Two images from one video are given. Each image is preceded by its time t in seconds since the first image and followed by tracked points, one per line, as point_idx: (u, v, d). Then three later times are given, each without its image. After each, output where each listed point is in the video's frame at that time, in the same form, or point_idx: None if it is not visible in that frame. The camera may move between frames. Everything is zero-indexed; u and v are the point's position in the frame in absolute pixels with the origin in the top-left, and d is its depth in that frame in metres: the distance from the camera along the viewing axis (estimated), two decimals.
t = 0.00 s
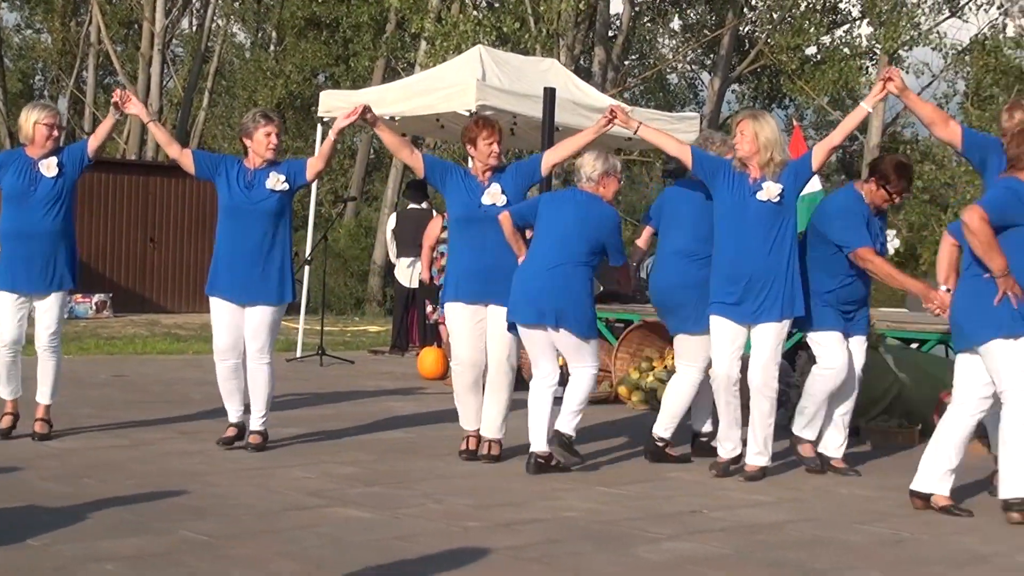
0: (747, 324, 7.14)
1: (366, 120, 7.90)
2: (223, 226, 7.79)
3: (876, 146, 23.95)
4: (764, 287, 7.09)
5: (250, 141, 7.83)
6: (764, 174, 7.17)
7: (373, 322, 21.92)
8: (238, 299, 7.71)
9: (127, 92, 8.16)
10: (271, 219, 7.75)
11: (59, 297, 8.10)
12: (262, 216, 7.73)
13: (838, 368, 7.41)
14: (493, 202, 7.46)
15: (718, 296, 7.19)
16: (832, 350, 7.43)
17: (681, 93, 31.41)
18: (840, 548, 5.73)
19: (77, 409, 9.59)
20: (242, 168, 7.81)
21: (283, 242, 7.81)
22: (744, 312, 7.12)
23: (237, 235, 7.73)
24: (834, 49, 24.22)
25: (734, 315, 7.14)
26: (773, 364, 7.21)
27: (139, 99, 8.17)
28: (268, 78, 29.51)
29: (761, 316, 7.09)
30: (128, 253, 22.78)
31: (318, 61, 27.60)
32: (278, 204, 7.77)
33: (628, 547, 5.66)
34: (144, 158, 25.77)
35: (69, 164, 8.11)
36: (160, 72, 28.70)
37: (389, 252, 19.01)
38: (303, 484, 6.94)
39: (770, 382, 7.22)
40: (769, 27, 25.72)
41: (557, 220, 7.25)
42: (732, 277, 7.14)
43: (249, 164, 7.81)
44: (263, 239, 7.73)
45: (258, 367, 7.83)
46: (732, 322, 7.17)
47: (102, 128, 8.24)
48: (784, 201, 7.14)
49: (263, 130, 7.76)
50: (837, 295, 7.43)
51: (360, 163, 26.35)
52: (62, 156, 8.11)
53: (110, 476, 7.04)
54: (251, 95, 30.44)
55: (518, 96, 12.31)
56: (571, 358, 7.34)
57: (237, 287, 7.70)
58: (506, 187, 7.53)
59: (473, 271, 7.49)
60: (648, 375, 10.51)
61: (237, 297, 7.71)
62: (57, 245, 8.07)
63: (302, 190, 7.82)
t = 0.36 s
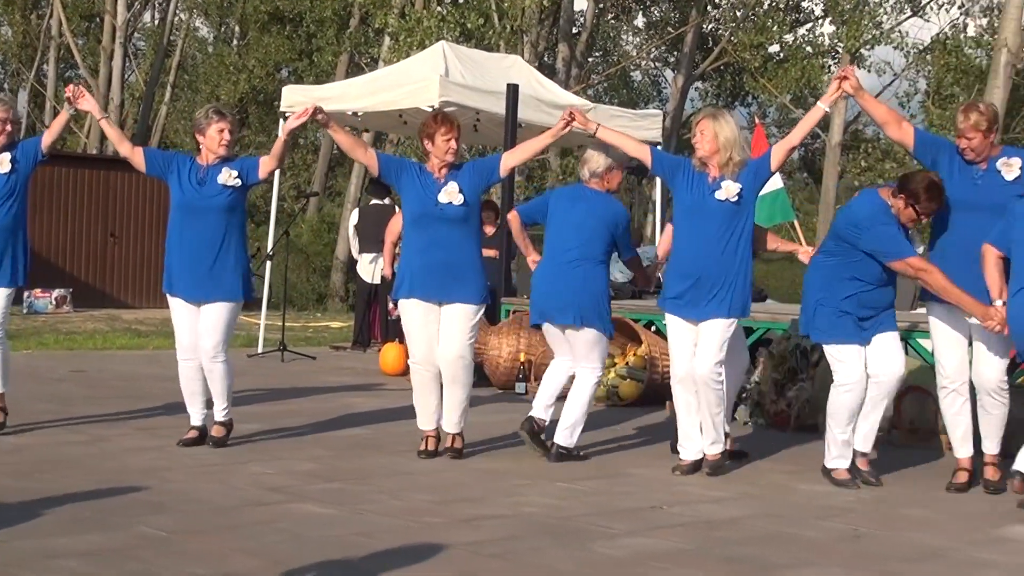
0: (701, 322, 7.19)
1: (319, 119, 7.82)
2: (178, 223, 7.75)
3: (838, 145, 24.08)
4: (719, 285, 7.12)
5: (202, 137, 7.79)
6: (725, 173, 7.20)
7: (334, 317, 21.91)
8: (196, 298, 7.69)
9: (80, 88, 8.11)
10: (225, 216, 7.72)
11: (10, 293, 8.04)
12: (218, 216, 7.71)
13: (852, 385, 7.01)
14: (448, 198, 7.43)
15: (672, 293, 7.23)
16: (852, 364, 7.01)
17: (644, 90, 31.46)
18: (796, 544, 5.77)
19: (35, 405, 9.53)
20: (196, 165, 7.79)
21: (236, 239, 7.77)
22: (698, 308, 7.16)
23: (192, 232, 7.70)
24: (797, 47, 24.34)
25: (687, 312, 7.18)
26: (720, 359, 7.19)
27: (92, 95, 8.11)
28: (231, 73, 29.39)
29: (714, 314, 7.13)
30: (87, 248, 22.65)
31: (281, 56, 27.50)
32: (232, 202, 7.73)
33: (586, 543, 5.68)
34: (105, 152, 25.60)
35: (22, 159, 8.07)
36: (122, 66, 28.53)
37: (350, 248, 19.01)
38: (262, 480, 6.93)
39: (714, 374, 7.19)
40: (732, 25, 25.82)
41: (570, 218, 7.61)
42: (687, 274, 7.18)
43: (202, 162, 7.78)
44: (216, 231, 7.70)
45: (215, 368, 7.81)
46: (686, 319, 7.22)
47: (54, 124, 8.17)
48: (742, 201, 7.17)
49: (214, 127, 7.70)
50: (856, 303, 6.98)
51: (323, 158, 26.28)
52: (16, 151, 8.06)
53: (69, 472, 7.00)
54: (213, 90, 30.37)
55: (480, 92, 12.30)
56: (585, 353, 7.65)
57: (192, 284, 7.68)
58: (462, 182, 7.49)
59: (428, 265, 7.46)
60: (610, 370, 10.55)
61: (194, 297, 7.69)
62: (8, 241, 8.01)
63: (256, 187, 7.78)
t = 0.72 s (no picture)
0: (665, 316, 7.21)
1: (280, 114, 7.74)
2: (139, 218, 7.71)
3: (797, 140, 24.18)
4: (680, 280, 7.15)
5: (166, 132, 7.76)
6: (684, 169, 7.21)
7: (292, 313, 21.82)
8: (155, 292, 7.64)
9: (38, 83, 8.05)
10: (187, 210, 7.68)
11: None
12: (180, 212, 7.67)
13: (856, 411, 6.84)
14: (407, 194, 7.41)
15: (635, 288, 7.26)
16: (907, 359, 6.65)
17: (604, 85, 31.50)
18: (754, 537, 5.80)
19: None
20: (158, 160, 7.77)
21: (197, 234, 7.73)
22: (661, 304, 7.19)
23: (154, 228, 7.66)
24: (756, 43, 24.44)
25: (649, 307, 7.21)
26: (692, 356, 7.27)
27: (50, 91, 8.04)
28: (189, 67, 29.21)
29: (676, 309, 7.16)
30: (44, 243, 22.47)
31: (240, 50, 27.35)
32: (194, 196, 7.69)
33: (546, 537, 5.69)
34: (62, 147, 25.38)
35: None
36: (79, 60, 28.31)
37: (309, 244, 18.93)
38: (220, 476, 6.90)
39: (689, 369, 7.27)
40: (692, 20, 25.88)
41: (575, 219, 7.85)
42: (651, 271, 7.20)
43: (166, 156, 7.76)
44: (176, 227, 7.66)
45: (177, 365, 7.77)
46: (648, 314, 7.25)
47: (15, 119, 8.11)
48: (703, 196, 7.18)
49: (179, 120, 7.69)
50: (908, 303, 6.68)
51: (283, 153, 26.17)
52: None
53: (26, 469, 6.95)
54: (171, 84, 30.17)
55: (440, 86, 12.27)
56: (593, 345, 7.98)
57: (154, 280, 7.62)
58: (421, 178, 7.48)
59: (389, 262, 7.44)
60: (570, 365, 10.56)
61: (156, 293, 7.64)
62: None
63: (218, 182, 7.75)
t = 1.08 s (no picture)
0: (605, 308, 7.21)
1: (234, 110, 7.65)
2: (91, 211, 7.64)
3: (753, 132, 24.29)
4: (623, 273, 7.15)
5: (118, 121, 7.68)
6: (631, 160, 7.28)
7: (250, 305, 21.73)
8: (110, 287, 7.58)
9: None
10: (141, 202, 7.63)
11: None
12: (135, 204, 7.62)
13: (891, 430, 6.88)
14: (358, 187, 7.41)
15: (577, 280, 7.24)
16: (942, 355, 6.33)
17: (562, 77, 31.51)
18: (710, 528, 5.81)
19: None
20: (110, 150, 7.70)
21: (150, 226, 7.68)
22: (603, 296, 7.18)
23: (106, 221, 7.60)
24: (713, 35, 24.52)
25: (591, 299, 7.20)
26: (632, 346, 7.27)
27: None
28: (144, 58, 29.01)
29: (618, 301, 7.16)
30: None
31: (196, 41, 27.18)
32: (148, 187, 7.65)
33: (502, 529, 5.69)
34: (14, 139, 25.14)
35: None
36: (32, 51, 28.10)
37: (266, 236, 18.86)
38: (176, 470, 6.85)
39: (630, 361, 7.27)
40: (649, 13, 25.95)
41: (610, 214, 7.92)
42: (594, 260, 7.19)
43: (117, 147, 7.70)
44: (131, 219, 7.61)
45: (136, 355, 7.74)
46: (590, 305, 7.23)
47: None
48: (648, 189, 7.22)
49: (132, 111, 7.62)
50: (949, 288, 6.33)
51: (239, 145, 26.04)
52: None
53: None
54: (126, 76, 29.99)
55: (395, 78, 12.23)
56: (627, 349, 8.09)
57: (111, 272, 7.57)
58: (373, 171, 7.48)
59: (336, 253, 7.42)
60: (527, 357, 10.56)
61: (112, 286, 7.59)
62: None
63: (171, 173, 7.71)
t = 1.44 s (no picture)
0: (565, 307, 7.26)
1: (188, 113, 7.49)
2: (44, 207, 7.57)
3: (703, 128, 24.39)
4: (583, 271, 7.21)
5: (72, 117, 7.64)
6: (582, 158, 7.28)
7: (198, 301, 21.61)
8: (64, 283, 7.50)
9: None
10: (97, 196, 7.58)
11: None
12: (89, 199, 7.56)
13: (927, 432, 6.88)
14: (310, 185, 7.37)
15: (536, 280, 7.25)
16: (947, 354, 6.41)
17: (513, 73, 31.52)
18: (660, 524, 5.83)
19: None
20: (64, 146, 7.63)
21: (104, 223, 7.63)
22: (564, 295, 7.22)
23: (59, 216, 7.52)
24: (663, 31, 24.61)
25: (552, 298, 7.22)
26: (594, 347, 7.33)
27: None
28: (92, 53, 28.79)
29: (579, 299, 7.21)
30: None
31: (144, 36, 27.00)
32: (102, 184, 7.60)
33: (453, 526, 5.68)
34: None
35: None
36: None
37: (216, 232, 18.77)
38: (124, 469, 6.80)
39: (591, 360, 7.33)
40: (599, 9, 26.03)
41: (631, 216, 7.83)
42: (552, 261, 7.22)
43: (71, 143, 7.63)
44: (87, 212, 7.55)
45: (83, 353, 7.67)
46: (550, 304, 7.25)
47: None
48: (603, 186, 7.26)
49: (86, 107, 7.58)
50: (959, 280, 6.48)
51: (188, 141, 25.88)
52: None
53: None
54: (73, 70, 29.77)
55: (346, 73, 12.19)
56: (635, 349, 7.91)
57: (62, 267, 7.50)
58: (323, 167, 7.44)
59: (291, 254, 7.39)
60: (478, 353, 10.56)
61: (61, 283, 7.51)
62: None
63: (125, 171, 7.66)
